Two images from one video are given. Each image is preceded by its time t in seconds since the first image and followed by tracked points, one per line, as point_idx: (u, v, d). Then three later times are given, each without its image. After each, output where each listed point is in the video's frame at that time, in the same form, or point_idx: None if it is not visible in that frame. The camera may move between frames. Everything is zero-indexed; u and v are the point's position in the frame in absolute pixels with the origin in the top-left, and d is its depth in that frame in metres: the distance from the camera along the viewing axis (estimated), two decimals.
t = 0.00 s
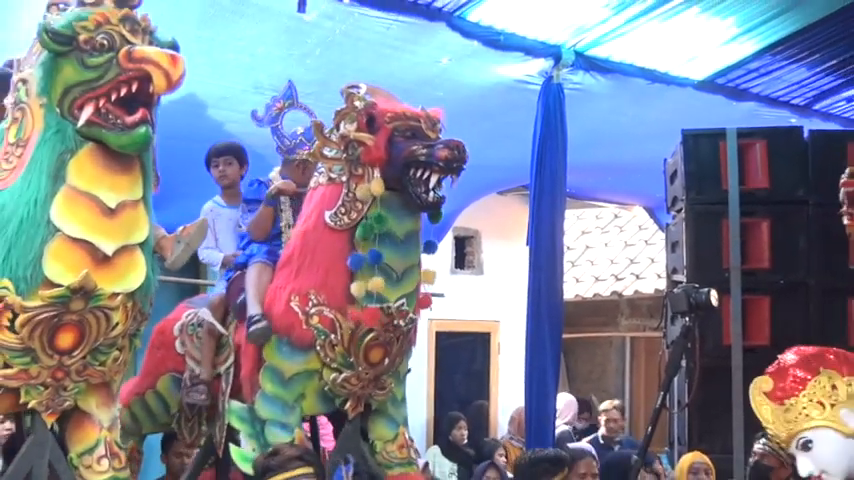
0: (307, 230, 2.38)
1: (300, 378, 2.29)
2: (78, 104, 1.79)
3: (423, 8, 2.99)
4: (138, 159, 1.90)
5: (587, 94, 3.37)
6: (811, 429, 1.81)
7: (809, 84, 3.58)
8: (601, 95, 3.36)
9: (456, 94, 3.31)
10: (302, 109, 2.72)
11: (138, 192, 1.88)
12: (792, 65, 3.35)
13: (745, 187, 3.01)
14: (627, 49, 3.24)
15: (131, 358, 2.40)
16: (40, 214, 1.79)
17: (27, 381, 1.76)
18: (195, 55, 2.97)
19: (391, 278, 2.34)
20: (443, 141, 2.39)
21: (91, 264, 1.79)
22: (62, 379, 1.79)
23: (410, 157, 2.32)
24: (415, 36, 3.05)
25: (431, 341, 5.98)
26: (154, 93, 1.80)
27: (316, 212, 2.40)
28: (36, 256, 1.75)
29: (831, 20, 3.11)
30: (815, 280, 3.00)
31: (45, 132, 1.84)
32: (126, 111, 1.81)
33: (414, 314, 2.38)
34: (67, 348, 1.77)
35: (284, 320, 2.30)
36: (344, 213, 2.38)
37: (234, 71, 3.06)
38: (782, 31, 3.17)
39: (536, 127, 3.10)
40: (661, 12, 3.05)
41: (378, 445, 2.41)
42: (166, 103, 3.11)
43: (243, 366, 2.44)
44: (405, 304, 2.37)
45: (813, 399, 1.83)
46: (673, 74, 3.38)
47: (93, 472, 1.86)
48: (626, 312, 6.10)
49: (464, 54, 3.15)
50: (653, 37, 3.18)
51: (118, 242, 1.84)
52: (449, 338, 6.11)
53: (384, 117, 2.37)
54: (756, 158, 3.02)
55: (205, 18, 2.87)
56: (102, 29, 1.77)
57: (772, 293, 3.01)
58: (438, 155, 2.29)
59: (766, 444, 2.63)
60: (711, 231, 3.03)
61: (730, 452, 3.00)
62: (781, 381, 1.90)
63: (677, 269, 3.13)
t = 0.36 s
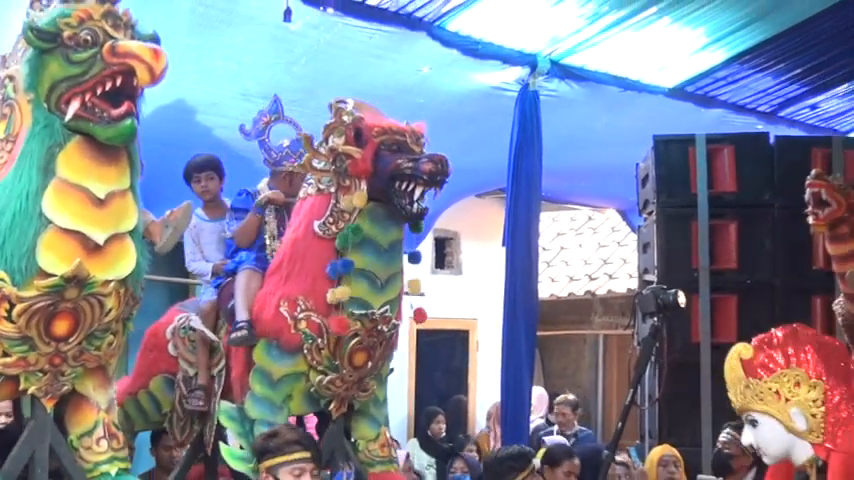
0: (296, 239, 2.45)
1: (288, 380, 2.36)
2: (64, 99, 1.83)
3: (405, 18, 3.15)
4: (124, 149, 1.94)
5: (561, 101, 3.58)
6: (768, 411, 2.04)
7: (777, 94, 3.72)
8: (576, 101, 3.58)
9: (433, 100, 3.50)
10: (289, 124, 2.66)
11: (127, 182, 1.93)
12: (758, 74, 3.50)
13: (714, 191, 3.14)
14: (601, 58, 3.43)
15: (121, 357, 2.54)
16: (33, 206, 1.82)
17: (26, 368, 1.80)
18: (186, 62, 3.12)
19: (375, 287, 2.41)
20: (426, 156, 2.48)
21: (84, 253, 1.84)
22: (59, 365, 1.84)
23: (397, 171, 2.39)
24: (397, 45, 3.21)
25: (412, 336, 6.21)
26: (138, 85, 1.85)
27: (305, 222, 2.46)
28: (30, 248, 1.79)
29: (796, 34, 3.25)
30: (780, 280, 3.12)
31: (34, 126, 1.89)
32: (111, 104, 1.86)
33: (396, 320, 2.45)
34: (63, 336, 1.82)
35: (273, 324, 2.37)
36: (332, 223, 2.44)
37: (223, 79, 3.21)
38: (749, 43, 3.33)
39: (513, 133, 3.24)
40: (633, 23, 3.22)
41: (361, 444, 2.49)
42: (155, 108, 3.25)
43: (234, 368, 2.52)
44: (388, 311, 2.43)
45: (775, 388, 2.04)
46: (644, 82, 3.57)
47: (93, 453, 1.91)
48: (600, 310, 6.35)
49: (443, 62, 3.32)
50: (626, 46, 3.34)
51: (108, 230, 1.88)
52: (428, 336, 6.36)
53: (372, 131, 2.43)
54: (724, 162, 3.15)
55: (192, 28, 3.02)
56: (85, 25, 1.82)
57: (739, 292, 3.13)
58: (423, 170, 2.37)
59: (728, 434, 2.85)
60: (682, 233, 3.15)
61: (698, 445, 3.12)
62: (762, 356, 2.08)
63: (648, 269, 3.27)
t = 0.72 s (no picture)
0: (275, 237, 2.55)
1: (271, 372, 2.49)
2: (67, 103, 1.94)
3: (387, 29, 3.32)
4: (123, 152, 2.06)
5: (535, 108, 3.73)
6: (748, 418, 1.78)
7: (741, 101, 4.06)
8: (549, 108, 3.72)
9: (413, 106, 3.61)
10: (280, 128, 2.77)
11: (126, 183, 2.04)
12: (726, 82, 3.82)
13: (683, 195, 3.27)
14: (575, 66, 3.63)
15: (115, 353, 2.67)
16: (35, 205, 1.93)
17: (26, 361, 1.91)
18: (176, 71, 3.22)
19: (352, 281, 2.54)
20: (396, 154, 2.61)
21: (84, 251, 1.94)
22: (58, 359, 1.94)
23: (368, 170, 2.51)
24: (378, 54, 3.36)
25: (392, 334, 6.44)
26: (137, 92, 1.96)
27: (283, 220, 2.56)
28: (32, 245, 1.90)
29: (760, 41, 3.58)
30: (747, 280, 3.26)
31: (37, 130, 1.98)
32: (112, 109, 1.98)
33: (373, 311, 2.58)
34: (62, 331, 1.92)
35: (256, 318, 2.49)
36: (308, 221, 2.55)
37: (210, 84, 3.32)
38: (719, 51, 3.63)
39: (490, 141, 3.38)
40: (606, 33, 3.46)
41: (342, 431, 2.60)
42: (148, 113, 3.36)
43: (219, 361, 2.64)
44: (365, 302, 2.56)
45: (765, 392, 1.78)
46: (617, 90, 3.80)
47: (89, 445, 2.02)
48: (575, 309, 6.62)
49: (423, 71, 3.47)
50: (600, 56, 3.58)
51: (107, 230, 1.99)
52: (409, 334, 6.61)
53: (344, 133, 2.56)
54: (693, 169, 3.29)
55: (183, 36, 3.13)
56: (88, 33, 1.93)
57: (707, 292, 3.26)
58: (393, 168, 2.49)
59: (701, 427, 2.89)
60: (653, 236, 3.27)
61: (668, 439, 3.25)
62: (746, 358, 1.82)
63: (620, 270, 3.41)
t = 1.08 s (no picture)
0: (260, 234, 2.73)
1: (258, 364, 2.67)
2: (71, 111, 2.05)
3: (372, 37, 3.48)
4: (124, 160, 2.17)
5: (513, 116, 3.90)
6: (710, 403, 1.68)
7: (712, 109, 4.26)
8: (527, 115, 3.91)
9: (398, 109, 3.74)
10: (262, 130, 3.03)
11: (127, 189, 2.16)
12: (699, 90, 3.99)
13: (658, 199, 3.43)
14: (553, 75, 3.80)
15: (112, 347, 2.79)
16: (39, 209, 2.06)
17: (29, 358, 2.03)
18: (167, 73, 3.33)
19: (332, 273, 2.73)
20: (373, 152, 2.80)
21: (86, 253, 2.07)
22: (60, 356, 2.07)
23: (347, 168, 2.70)
24: (365, 63, 3.52)
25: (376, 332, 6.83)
26: (139, 101, 2.06)
27: (267, 218, 2.73)
28: (36, 247, 2.03)
29: (731, 51, 3.76)
30: (718, 281, 3.40)
31: (41, 136, 2.09)
32: (114, 116, 2.08)
33: (355, 303, 2.77)
34: (64, 329, 2.05)
35: (244, 312, 2.67)
36: (292, 218, 2.72)
37: (197, 88, 3.43)
38: (693, 59, 3.78)
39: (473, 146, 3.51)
40: (584, 43, 3.62)
41: (330, 418, 2.80)
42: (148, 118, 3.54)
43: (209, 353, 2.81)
44: (347, 295, 2.75)
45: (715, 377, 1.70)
46: (594, 98, 3.98)
47: (89, 438, 2.13)
48: (553, 309, 7.02)
49: (408, 79, 3.63)
50: (577, 64, 3.74)
51: (109, 231, 2.12)
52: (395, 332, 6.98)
53: (324, 133, 2.75)
54: (667, 173, 3.44)
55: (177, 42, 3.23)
56: (92, 44, 2.04)
57: (681, 293, 3.40)
58: (371, 166, 2.67)
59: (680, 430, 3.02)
60: (628, 237, 3.41)
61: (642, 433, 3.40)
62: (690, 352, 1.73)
63: (596, 272, 3.54)
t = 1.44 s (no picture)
0: (254, 238, 2.94)
1: (248, 365, 2.87)
2: (62, 124, 2.18)
3: (357, 43, 3.61)
4: (115, 170, 2.29)
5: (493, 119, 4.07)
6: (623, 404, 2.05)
7: (685, 115, 4.41)
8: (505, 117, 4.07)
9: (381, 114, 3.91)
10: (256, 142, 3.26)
11: (118, 198, 2.28)
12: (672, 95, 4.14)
13: (631, 199, 3.66)
14: (531, 80, 3.94)
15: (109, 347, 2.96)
16: (33, 219, 2.15)
17: (25, 363, 2.13)
18: (160, 72, 3.48)
19: (322, 279, 2.89)
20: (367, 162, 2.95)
21: (78, 261, 2.17)
22: (55, 361, 2.17)
23: (341, 177, 2.87)
24: (349, 68, 3.67)
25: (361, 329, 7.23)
26: (127, 113, 2.19)
27: (262, 224, 2.94)
28: (30, 257, 2.12)
29: (702, 58, 3.90)
30: (690, 280, 3.64)
31: (34, 149, 2.21)
32: (103, 128, 2.21)
33: (344, 309, 2.93)
34: (58, 335, 2.15)
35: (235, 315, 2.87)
36: (284, 225, 2.92)
37: (187, 95, 3.58)
38: (667, 65, 3.93)
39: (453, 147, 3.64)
40: (560, 49, 3.75)
41: (315, 420, 2.95)
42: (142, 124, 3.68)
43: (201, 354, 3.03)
44: (337, 301, 2.91)
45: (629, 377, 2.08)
46: (571, 104, 4.14)
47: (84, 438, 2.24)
48: (530, 306, 7.58)
49: (391, 84, 3.78)
50: (553, 69, 3.88)
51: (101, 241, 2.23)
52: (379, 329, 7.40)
53: (319, 141, 2.91)
54: (641, 176, 3.68)
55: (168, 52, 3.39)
56: (81, 59, 2.15)
57: (654, 290, 3.62)
58: (365, 175, 2.84)
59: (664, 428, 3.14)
60: (603, 237, 3.64)
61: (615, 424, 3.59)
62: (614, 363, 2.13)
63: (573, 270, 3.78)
